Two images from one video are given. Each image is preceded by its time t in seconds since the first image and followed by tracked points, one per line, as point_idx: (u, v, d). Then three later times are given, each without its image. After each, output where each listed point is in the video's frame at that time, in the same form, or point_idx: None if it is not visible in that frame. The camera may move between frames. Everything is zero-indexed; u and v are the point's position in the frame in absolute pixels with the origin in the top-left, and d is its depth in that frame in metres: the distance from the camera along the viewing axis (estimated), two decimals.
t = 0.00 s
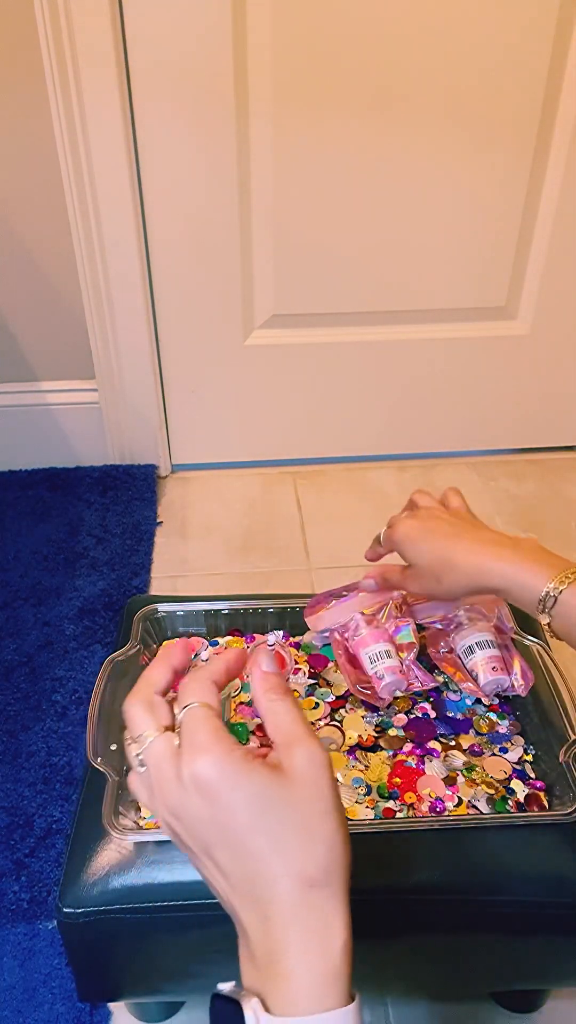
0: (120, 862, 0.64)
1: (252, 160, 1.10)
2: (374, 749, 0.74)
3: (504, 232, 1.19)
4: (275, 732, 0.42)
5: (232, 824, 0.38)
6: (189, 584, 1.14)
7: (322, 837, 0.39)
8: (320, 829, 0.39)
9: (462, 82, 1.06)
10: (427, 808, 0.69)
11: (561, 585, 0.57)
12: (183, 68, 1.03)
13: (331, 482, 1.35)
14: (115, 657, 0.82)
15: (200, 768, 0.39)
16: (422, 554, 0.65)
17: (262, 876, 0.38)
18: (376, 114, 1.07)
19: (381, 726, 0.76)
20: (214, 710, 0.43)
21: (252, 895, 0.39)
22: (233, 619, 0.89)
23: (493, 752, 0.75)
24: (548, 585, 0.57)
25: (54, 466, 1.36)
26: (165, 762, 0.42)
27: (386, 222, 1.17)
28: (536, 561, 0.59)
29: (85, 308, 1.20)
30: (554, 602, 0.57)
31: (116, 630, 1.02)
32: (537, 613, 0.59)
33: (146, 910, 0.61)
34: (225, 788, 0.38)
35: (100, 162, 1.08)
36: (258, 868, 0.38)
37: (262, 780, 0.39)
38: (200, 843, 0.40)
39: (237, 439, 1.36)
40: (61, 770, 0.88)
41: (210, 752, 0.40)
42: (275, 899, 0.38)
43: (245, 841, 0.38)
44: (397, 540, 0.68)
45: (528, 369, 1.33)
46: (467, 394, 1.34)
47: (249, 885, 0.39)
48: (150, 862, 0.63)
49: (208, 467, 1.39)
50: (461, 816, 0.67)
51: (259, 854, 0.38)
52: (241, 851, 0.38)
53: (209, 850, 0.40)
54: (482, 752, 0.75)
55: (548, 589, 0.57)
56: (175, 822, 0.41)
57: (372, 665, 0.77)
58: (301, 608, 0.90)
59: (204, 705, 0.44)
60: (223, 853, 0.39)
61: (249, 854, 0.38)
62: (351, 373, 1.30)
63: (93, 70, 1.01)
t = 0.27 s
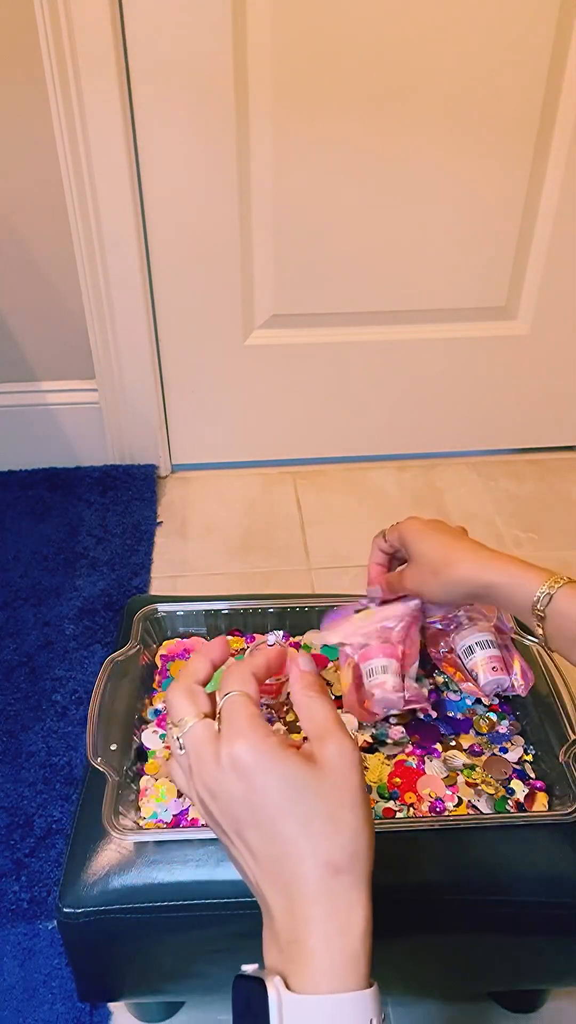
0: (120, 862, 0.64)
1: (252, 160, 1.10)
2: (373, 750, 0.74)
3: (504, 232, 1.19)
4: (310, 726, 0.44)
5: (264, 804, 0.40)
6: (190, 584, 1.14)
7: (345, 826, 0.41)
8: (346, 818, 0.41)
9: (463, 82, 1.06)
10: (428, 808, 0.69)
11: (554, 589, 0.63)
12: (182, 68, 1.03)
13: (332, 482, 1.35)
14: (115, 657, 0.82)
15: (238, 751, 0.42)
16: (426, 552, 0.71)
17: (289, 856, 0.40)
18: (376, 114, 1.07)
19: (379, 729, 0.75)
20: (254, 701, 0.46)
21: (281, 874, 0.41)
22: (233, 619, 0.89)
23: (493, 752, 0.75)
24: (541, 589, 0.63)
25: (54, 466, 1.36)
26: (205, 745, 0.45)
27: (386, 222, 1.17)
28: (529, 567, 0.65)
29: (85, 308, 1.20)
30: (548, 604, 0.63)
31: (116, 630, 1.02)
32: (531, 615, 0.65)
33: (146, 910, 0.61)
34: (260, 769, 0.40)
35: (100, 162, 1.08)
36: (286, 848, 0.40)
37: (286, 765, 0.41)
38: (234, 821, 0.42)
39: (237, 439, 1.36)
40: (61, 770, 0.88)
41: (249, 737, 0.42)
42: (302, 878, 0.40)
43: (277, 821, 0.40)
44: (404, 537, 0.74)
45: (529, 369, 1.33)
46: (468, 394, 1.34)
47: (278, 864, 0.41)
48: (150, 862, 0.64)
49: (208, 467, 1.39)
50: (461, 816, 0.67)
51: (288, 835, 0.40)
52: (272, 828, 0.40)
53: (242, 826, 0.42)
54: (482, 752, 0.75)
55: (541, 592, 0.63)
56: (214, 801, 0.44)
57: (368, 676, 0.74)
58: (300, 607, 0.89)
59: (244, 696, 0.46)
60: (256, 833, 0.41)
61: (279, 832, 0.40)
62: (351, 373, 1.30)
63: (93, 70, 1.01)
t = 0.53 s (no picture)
0: (120, 862, 0.64)
1: (252, 160, 1.10)
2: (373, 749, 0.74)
3: (504, 232, 1.19)
4: (339, 728, 0.45)
5: (297, 795, 0.41)
6: (190, 583, 1.14)
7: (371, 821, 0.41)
8: (372, 815, 0.41)
9: (463, 82, 1.06)
10: (428, 808, 0.70)
11: (566, 589, 0.63)
12: (182, 67, 1.03)
13: (332, 482, 1.35)
14: (115, 657, 0.82)
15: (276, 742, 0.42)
16: (436, 548, 0.71)
17: (317, 844, 0.40)
18: (376, 114, 1.07)
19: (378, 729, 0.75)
20: (288, 700, 0.46)
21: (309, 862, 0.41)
22: (233, 619, 0.89)
23: (493, 752, 0.75)
24: (554, 589, 0.63)
25: (54, 466, 1.36)
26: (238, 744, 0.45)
27: (387, 222, 1.17)
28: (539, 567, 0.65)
29: (85, 308, 1.20)
30: (561, 605, 0.63)
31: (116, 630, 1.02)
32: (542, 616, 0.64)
33: (146, 909, 0.61)
34: (296, 758, 0.41)
35: (100, 161, 1.08)
36: (313, 837, 0.40)
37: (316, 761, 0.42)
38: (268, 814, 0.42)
39: (237, 439, 1.36)
40: (61, 770, 0.88)
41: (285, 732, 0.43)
42: (327, 868, 0.40)
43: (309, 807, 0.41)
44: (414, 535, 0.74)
45: (529, 369, 1.33)
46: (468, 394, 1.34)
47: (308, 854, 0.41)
48: (150, 862, 0.64)
49: (208, 467, 1.39)
50: (461, 816, 0.67)
51: (319, 824, 0.40)
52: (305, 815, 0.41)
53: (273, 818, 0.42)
54: (482, 752, 0.75)
55: (554, 593, 0.63)
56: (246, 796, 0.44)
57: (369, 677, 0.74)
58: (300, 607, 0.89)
59: (279, 696, 0.47)
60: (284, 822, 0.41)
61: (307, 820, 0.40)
62: (352, 373, 1.30)
63: (93, 69, 1.01)
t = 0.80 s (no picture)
0: (120, 862, 0.64)
1: (252, 161, 1.10)
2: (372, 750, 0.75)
3: (505, 232, 1.19)
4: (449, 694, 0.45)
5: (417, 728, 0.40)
6: (190, 583, 1.14)
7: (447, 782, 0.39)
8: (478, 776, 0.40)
9: (464, 82, 1.06)
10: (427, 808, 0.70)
11: None
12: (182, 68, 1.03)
13: (332, 482, 1.35)
14: (115, 657, 0.82)
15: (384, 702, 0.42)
16: (449, 544, 0.71)
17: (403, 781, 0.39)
18: (376, 114, 1.08)
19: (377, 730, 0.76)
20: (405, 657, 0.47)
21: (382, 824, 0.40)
22: (233, 619, 0.89)
23: (493, 752, 0.75)
24: (565, 588, 0.62)
25: (54, 466, 1.36)
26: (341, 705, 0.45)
27: (387, 222, 1.17)
28: (551, 566, 0.64)
29: (85, 308, 1.20)
30: (572, 603, 0.61)
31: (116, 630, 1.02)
32: (554, 616, 0.63)
33: (146, 910, 0.61)
34: (408, 697, 0.41)
35: (100, 162, 1.08)
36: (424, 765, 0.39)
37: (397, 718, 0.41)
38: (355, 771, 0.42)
39: (237, 439, 1.36)
40: (61, 770, 0.88)
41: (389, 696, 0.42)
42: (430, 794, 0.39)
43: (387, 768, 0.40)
44: (429, 529, 0.74)
45: (529, 369, 1.33)
46: (468, 394, 1.34)
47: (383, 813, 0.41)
48: (150, 862, 0.64)
49: (208, 467, 1.39)
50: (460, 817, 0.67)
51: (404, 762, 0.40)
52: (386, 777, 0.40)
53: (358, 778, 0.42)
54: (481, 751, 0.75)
55: (565, 592, 0.62)
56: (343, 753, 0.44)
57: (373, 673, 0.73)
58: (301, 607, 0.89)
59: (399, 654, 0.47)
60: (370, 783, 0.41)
61: (387, 777, 0.40)
62: (352, 373, 1.30)
63: (93, 71, 1.01)
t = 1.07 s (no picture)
0: (120, 862, 0.64)
1: (252, 160, 1.10)
2: (372, 750, 0.75)
3: (504, 233, 1.20)
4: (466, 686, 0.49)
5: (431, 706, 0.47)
6: (189, 583, 1.14)
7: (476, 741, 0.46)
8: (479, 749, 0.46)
9: (464, 82, 1.06)
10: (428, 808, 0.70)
11: None
12: (182, 68, 1.03)
13: (331, 482, 1.36)
14: (115, 657, 0.82)
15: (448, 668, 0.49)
16: (494, 530, 0.70)
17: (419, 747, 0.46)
18: (377, 114, 1.08)
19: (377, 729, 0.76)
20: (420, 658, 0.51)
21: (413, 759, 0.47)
22: (233, 619, 0.89)
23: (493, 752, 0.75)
24: None
25: (54, 466, 1.36)
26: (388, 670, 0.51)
27: (386, 222, 1.17)
28: None
29: (85, 308, 1.20)
30: None
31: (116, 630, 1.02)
32: None
33: (146, 910, 0.61)
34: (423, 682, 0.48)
35: (100, 162, 1.08)
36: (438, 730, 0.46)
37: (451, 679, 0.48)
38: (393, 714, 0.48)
39: (237, 439, 1.36)
40: (61, 770, 0.88)
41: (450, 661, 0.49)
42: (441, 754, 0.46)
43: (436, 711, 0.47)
44: (470, 516, 0.73)
45: (529, 369, 1.33)
46: (468, 394, 1.34)
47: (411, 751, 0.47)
48: (150, 862, 0.64)
49: (208, 467, 1.39)
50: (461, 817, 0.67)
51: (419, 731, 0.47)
52: (435, 719, 0.47)
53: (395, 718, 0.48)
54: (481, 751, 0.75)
55: None
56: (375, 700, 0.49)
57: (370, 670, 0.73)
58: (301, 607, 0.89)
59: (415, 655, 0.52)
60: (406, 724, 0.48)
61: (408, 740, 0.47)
62: (352, 373, 1.30)
63: (93, 71, 1.01)
